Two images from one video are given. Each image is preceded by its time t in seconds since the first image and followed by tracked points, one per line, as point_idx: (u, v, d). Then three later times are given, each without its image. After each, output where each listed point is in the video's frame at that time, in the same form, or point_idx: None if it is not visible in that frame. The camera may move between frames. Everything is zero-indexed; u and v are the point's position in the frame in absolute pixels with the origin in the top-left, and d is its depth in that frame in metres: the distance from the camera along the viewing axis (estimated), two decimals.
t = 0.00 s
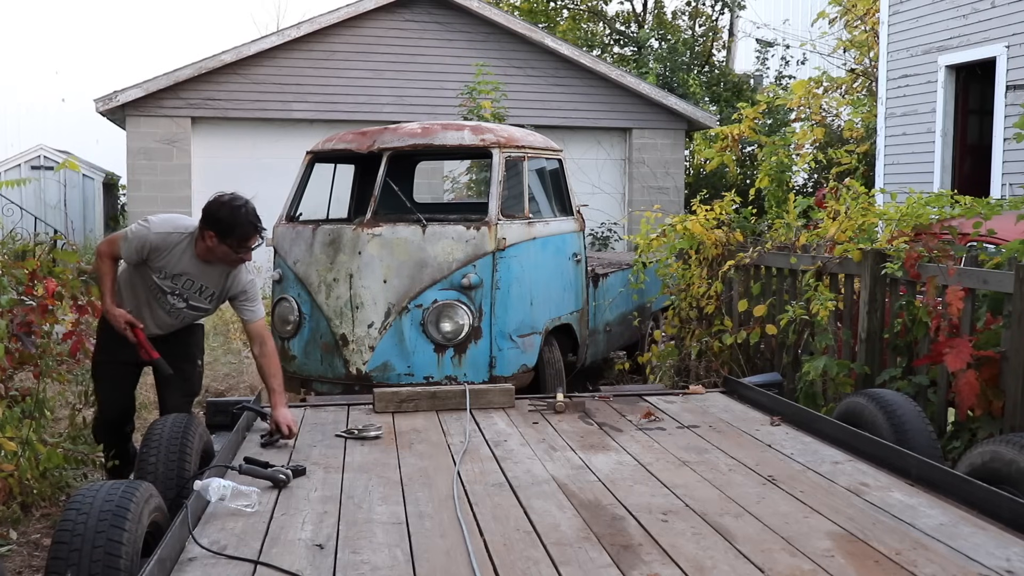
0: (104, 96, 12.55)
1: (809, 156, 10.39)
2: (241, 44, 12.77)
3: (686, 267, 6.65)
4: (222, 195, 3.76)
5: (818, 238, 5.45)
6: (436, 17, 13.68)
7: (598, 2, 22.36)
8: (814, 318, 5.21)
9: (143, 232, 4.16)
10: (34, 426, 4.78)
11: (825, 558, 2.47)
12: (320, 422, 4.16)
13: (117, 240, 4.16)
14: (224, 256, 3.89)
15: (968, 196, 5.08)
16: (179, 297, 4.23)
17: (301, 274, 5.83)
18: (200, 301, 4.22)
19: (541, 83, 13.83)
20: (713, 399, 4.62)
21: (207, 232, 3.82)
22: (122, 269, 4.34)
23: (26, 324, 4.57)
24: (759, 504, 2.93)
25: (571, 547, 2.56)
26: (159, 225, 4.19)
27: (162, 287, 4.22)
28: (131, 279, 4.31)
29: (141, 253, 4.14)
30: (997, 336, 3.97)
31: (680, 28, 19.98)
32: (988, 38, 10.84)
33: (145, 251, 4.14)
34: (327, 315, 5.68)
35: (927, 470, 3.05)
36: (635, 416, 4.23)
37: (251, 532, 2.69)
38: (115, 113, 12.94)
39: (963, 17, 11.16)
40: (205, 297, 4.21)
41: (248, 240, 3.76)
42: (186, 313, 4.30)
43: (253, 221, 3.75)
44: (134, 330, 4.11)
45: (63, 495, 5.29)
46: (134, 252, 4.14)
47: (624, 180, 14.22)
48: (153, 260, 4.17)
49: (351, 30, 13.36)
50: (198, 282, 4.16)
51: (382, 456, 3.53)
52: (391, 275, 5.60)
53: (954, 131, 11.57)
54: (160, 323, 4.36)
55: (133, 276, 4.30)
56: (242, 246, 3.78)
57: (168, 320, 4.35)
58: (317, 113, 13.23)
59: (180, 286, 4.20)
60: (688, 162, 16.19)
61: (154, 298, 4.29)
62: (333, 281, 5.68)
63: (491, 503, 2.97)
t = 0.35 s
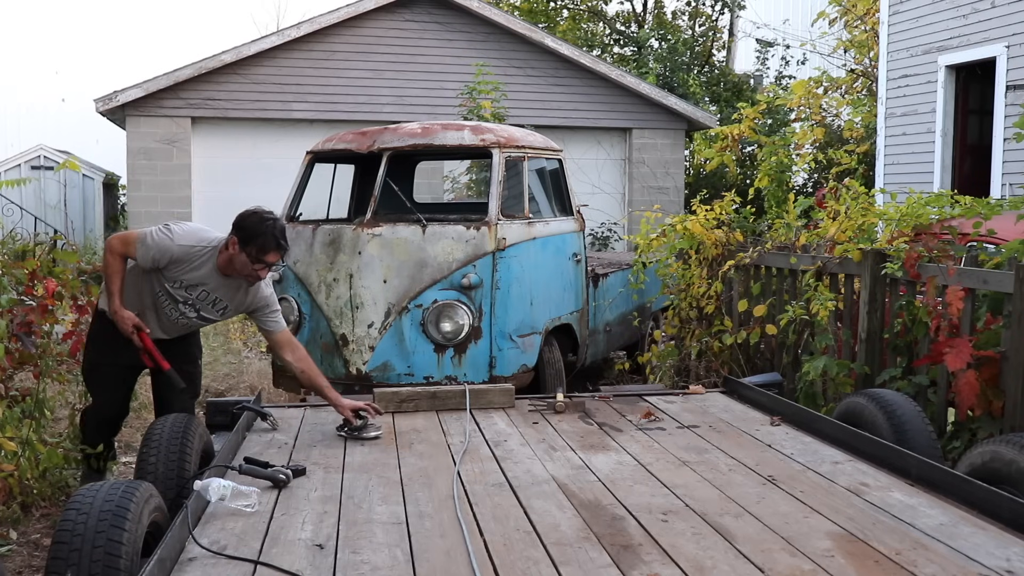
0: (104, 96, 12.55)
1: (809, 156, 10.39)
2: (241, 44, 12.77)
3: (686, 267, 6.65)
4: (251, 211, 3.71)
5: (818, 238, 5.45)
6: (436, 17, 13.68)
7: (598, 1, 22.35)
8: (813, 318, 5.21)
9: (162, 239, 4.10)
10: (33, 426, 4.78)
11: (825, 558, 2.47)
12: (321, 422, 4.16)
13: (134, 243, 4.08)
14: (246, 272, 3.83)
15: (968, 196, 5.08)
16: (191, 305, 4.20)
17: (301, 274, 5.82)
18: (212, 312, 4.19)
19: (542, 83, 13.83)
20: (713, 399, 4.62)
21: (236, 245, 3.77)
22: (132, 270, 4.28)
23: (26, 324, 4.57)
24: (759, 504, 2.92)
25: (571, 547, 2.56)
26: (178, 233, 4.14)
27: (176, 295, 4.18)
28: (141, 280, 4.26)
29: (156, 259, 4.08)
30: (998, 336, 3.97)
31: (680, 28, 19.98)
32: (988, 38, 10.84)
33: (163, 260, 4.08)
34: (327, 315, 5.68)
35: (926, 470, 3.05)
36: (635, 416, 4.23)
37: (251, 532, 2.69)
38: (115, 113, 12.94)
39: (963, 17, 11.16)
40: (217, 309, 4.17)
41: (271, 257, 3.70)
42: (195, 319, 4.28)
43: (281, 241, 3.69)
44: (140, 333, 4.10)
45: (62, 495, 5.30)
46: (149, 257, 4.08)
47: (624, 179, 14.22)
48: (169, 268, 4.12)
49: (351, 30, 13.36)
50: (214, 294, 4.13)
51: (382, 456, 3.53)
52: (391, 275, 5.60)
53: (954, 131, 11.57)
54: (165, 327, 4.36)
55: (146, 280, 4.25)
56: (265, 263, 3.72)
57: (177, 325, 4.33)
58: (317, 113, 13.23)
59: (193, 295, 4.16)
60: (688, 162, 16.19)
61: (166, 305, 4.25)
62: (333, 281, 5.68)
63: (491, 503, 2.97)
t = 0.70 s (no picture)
0: (104, 96, 12.56)
1: (809, 156, 10.40)
2: (241, 44, 12.77)
3: (686, 267, 6.65)
4: (247, 202, 3.70)
5: (818, 238, 5.45)
6: (436, 17, 13.68)
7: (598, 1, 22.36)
8: (813, 318, 5.21)
9: (158, 236, 4.10)
10: (33, 426, 4.78)
11: (825, 558, 2.47)
12: (321, 422, 4.16)
13: (130, 239, 4.09)
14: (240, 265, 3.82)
15: (968, 196, 5.08)
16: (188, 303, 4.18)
17: (301, 274, 5.82)
18: (209, 309, 4.18)
19: (541, 83, 13.83)
20: (713, 399, 4.62)
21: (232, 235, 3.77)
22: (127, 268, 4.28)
23: (26, 324, 4.57)
24: (760, 504, 2.92)
25: (571, 547, 2.56)
26: (175, 230, 4.14)
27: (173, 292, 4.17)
28: (137, 278, 4.25)
29: (152, 257, 4.08)
30: (998, 336, 3.97)
31: (680, 28, 19.98)
32: (988, 38, 10.84)
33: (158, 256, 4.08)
34: (327, 315, 5.68)
35: (926, 470, 3.05)
36: (636, 416, 4.23)
37: (251, 532, 2.69)
38: (115, 113, 12.94)
39: (963, 17, 11.16)
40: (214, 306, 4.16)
41: (265, 246, 3.68)
42: (192, 317, 4.27)
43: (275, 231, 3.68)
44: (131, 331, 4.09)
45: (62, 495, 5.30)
46: (145, 254, 4.08)
47: (624, 179, 14.22)
48: (165, 265, 4.11)
49: (351, 30, 13.36)
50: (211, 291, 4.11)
51: (382, 456, 3.53)
52: (391, 276, 5.60)
53: (954, 131, 11.57)
54: (162, 325, 4.35)
55: (142, 278, 4.24)
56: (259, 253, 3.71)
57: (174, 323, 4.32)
58: (317, 113, 13.23)
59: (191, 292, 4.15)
60: (688, 162, 16.19)
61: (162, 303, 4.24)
62: (333, 281, 5.68)
63: (491, 503, 2.97)
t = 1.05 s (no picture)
0: (104, 96, 12.56)
1: (809, 156, 10.40)
2: (241, 44, 12.77)
3: (686, 267, 6.65)
4: (209, 182, 3.64)
5: (818, 238, 5.45)
6: (436, 17, 13.68)
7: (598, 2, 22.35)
8: (814, 318, 5.21)
9: (128, 226, 4.05)
10: (33, 426, 4.77)
11: (825, 558, 2.47)
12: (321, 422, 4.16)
13: (100, 231, 4.04)
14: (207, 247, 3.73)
15: (968, 196, 5.08)
16: (165, 294, 4.10)
17: (301, 274, 5.83)
18: (186, 300, 4.09)
19: (541, 83, 13.82)
20: (713, 399, 4.62)
21: (195, 215, 3.68)
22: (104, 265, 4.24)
23: (26, 324, 4.56)
24: (759, 504, 2.93)
25: (571, 547, 2.56)
26: (145, 221, 4.09)
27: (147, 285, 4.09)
28: (113, 274, 4.18)
29: (123, 246, 4.03)
30: (997, 336, 3.97)
31: (680, 28, 19.98)
32: (988, 38, 10.84)
33: (128, 247, 4.02)
34: (327, 315, 5.68)
35: (927, 470, 3.05)
36: (635, 416, 4.23)
37: (251, 532, 2.69)
38: (115, 113, 12.94)
39: (963, 17, 11.16)
40: (191, 296, 4.08)
41: (228, 223, 3.59)
42: (170, 312, 4.17)
43: (238, 204, 3.59)
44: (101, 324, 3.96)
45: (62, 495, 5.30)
46: (116, 244, 4.02)
47: (624, 179, 14.23)
48: (137, 256, 4.05)
49: (351, 31, 13.36)
50: (185, 280, 4.03)
51: (382, 456, 3.53)
52: (391, 275, 5.60)
53: (954, 131, 11.57)
54: (144, 322, 4.27)
55: (117, 274, 4.17)
56: (223, 232, 3.61)
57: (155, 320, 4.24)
58: (317, 113, 13.23)
59: (166, 283, 4.08)
60: (688, 162, 16.19)
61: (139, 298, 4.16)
62: (333, 281, 5.69)
63: (491, 503, 2.97)
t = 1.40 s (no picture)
0: (104, 96, 12.55)
1: (809, 156, 10.40)
2: (241, 44, 12.77)
3: (686, 267, 6.64)
4: (132, 184, 3.36)
5: (818, 238, 5.45)
6: (436, 17, 13.67)
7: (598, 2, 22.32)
8: (814, 318, 5.21)
9: (58, 237, 3.67)
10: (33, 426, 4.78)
11: (825, 558, 2.47)
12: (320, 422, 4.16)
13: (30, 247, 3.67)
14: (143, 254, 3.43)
15: (968, 196, 5.08)
16: (115, 303, 3.74)
17: (301, 274, 5.83)
18: (141, 304, 3.77)
19: (542, 83, 13.82)
20: (713, 399, 4.62)
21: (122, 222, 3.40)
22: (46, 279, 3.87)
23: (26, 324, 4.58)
24: (759, 504, 2.92)
25: (571, 547, 2.56)
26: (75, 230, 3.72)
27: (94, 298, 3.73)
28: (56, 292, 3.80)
29: (59, 260, 3.65)
30: (998, 336, 3.97)
31: (680, 28, 19.98)
32: (988, 38, 10.84)
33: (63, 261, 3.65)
34: (327, 315, 5.68)
35: (926, 470, 3.05)
36: (635, 416, 4.23)
37: (251, 532, 2.69)
38: (115, 113, 12.94)
39: (963, 18, 11.16)
40: (145, 299, 3.76)
41: (158, 225, 3.32)
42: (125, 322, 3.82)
43: (164, 201, 3.33)
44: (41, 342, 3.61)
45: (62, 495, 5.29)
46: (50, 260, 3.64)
47: (624, 179, 14.24)
48: (75, 269, 3.68)
49: (351, 31, 13.36)
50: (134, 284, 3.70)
51: (382, 456, 3.53)
52: (391, 275, 5.60)
53: (954, 131, 11.57)
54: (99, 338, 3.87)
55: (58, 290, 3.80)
56: (156, 232, 3.33)
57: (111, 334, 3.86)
58: (317, 113, 13.23)
59: (113, 292, 3.72)
60: (688, 162, 16.19)
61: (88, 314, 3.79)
62: (333, 281, 5.69)
63: (491, 503, 2.97)
